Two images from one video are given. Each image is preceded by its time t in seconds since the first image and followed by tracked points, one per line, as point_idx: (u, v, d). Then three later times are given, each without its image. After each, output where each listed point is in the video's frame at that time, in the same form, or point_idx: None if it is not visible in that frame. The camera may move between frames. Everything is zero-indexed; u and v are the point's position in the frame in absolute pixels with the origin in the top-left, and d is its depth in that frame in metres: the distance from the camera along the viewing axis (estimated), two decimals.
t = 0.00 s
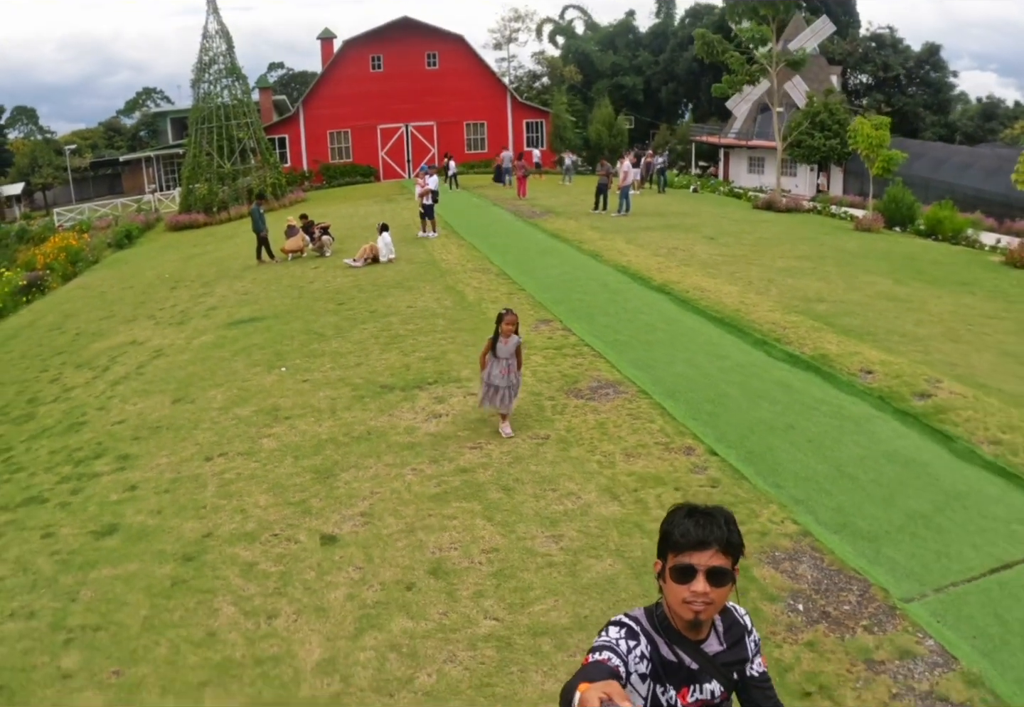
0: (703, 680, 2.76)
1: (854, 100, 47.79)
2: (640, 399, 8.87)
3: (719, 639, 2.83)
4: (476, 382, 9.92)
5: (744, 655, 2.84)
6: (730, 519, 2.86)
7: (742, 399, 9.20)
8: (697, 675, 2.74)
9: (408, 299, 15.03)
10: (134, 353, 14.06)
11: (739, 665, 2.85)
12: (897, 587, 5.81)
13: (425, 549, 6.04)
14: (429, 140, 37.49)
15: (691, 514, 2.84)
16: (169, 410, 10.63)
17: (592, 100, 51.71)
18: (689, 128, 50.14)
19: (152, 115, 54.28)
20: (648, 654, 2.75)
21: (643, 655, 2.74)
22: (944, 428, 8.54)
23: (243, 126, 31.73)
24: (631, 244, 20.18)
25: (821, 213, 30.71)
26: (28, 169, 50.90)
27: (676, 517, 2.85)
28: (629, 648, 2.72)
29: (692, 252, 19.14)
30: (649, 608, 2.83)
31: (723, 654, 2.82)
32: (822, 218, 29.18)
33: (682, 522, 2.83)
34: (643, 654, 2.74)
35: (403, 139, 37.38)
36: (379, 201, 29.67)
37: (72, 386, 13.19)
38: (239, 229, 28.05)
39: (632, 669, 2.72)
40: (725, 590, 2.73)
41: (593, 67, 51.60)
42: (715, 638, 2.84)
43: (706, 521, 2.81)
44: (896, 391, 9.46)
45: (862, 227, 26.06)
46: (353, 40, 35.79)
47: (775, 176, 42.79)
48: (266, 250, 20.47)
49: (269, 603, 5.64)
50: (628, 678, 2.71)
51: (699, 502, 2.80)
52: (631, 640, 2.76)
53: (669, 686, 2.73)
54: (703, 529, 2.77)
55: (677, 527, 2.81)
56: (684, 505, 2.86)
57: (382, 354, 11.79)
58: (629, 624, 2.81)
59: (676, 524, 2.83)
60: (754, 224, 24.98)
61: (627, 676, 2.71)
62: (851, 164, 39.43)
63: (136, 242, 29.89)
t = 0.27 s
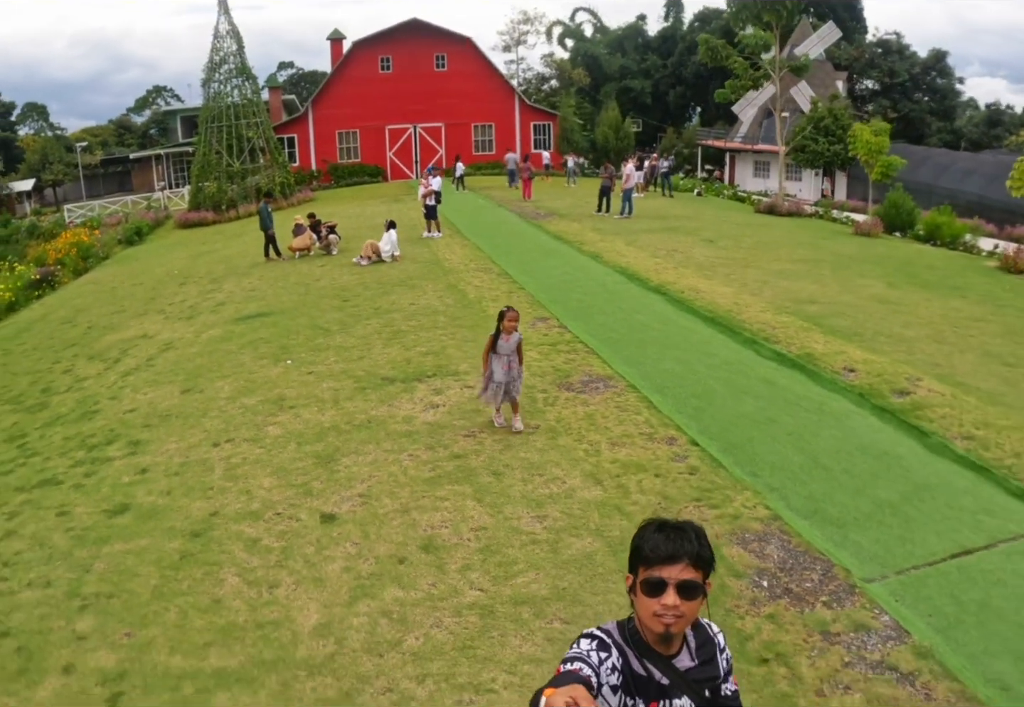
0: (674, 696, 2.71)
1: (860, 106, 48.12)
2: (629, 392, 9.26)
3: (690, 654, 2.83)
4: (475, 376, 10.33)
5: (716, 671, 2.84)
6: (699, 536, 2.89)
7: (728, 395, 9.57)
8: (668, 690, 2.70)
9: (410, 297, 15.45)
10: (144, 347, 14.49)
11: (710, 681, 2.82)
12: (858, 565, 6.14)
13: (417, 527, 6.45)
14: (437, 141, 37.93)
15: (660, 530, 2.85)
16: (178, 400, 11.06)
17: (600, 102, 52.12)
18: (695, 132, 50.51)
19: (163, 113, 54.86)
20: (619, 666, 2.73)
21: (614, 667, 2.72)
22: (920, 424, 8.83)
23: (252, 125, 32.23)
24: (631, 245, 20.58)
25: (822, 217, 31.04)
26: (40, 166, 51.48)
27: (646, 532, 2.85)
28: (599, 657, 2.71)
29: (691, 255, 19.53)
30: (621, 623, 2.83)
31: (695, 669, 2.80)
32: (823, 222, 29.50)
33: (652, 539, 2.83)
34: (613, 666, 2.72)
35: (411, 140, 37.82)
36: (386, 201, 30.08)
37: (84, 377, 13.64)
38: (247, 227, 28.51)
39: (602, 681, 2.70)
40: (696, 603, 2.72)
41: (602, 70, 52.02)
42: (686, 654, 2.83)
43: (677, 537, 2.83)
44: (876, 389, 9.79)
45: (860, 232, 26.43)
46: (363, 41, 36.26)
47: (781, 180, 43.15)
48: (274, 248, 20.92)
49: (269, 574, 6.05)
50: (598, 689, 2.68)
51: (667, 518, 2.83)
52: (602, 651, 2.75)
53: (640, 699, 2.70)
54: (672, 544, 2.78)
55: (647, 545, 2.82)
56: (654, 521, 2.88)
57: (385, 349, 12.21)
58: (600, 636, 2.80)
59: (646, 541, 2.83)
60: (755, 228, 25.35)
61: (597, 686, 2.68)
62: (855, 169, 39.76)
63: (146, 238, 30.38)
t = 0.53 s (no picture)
0: None
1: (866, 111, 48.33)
2: (615, 388, 9.63)
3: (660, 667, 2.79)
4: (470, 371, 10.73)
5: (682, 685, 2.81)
6: (673, 552, 2.83)
7: (711, 392, 9.90)
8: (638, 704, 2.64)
9: (412, 294, 15.86)
10: (152, 340, 14.89)
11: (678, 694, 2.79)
12: (821, 550, 6.42)
13: (405, 509, 6.85)
14: (445, 142, 38.34)
15: (635, 545, 2.77)
16: (183, 390, 11.47)
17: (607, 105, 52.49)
18: (702, 135, 50.84)
19: (174, 111, 55.43)
20: (590, 679, 2.68)
21: (586, 679, 2.68)
22: (896, 421, 9.09)
23: (261, 125, 32.75)
24: (631, 247, 20.95)
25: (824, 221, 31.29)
26: (51, 162, 52.03)
27: (620, 546, 2.77)
28: (571, 670, 2.67)
29: (689, 256, 19.88)
30: (594, 636, 2.77)
31: (664, 682, 2.77)
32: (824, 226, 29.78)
33: (626, 554, 2.75)
34: (585, 678, 2.67)
35: (419, 141, 38.24)
36: (391, 201, 30.48)
37: (94, 369, 14.07)
38: (255, 226, 28.97)
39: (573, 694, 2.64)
40: (669, 620, 2.67)
41: (611, 72, 52.27)
42: (656, 667, 2.78)
43: (652, 552, 2.76)
44: (855, 386, 10.08)
45: (860, 236, 26.68)
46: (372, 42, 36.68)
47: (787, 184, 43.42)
48: (281, 246, 21.36)
49: (264, 551, 6.43)
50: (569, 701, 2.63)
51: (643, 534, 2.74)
52: (574, 664, 2.70)
53: None
54: (647, 560, 2.71)
55: (620, 558, 2.74)
56: (629, 535, 2.79)
57: (384, 345, 12.61)
58: (573, 649, 2.74)
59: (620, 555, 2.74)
60: (755, 231, 25.66)
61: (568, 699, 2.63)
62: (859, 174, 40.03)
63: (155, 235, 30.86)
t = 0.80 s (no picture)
0: None
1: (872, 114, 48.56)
2: (602, 381, 10.00)
3: (645, 672, 2.81)
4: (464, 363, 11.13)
5: (669, 687, 2.84)
6: (658, 556, 2.84)
7: (695, 384, 10.21)
8: None
9: (412, 290, 16.28)
10: (158, 334, 15.31)
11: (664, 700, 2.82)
12: (786, 532, 6.75)
13: (393, 488, 7.24)
14: (452, 142, 38.75)
15: (620, 551, 2.79)
16: (189, 380, 11.90)
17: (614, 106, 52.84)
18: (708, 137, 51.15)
19: (183, 110, 55.93)
20: (576, 682, 2.74)
21: (572, 682, 2.73)
22: (872, 413, 9.36)
23: (269, 124, 33.17)
24: (631, 246, 21.35)
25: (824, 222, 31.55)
26: (61, 159, 52.54)
27: (605, 552, 2.79)
28: (556, 674, 2.72)
29: (686, 256, 20.24)
30: (578, 643, 2.83)
31: (649, 686, 2.79)
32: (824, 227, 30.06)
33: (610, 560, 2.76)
34: (571, 681, 2.73)
35: (427, 141, 38.66)
36: (397, 200, 30.88)
37: (102, 360, 14.48)
38: (261, 223, 29.39)
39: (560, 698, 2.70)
40: (653, 625, 2.70)
41: (618, 74, 52.59)
42: (642, 669, 2.82)
43: (637, 557, 2.79)
44: (835, 380, 10.38)
45: (859, 237, 26.89)
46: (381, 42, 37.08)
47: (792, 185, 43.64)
48: (286, 243, 21.79)
49: (258, 525, 6.84)
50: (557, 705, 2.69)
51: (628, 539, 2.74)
52: (559, 667, 2.77)
53: None
54: (631, 565, 2.73)
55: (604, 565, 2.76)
56: (614, 541, 2.81)
57: (382, 338, 13.01)
58: (558, 653, 2.82)
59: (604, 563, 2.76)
60: (754, 232, 25.98)
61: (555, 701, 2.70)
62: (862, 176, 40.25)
63: (163, 231, 31.33)
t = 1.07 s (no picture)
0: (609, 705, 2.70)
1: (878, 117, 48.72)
2: (593, 375, 10.35)
3: (623, 663, 2.80)
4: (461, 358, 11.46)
5: (649, 681, 2.82)
6: (631, 548, 2.85)
7: (685, 379, 10.53)
8: (601, 700, 2.71)
9: (414, 287, 16.64)
10: (166, 328, 15.71)
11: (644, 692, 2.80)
12: (757, 517, 6.91)
13: (387, 473, 7.62)
14: (460, 142, 39.10)
15: (592, 542, 2.77)
16: (195, 371, 12.29)
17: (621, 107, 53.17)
18: (715, 139, 51.38)
19: (194, 109, 56.45)
20: (554, 675, 2.72)
21: (549, 675, 2.72)
22: (853, 408, 9.61)
23: (279, 122, 33.60)
24: (632, 246, 21.69)
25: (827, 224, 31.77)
26: (72, 156, 53.09)
27: (576, 544, 2.80)
28: (532, 665, 2.73)
29: (686, 256, 20.56)
30: (555, 636, 2.84)
31: (627, 678, 2.78)
32: (826, 229, 30.30)
33: (582, 551, 2.76)
34: (548, 673, 2.72)
35: (435, 141, 39.03)
36: (403, 200, 31.26)
37: (111, 352, 14.90)
38: (269, 221, 29.81)
39: (537, 691, 2.69)
40: (626, 617, 2.73)
41: (627, 75, 52.91)
42: (619, 663, 2.82)
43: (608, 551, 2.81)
44: (820, 377, 10.65)
45: (859, 240, 27.12)
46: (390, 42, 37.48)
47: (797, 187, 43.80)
48: (293, 241, 22.19)
49: (257, 506, 7.21)
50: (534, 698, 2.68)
51: (599, 532, 2.73)
52: (537, 659, 2.78)
53: None
54: (602, 558, 2.73)
55: (577, 555, 2.76)
56: (585, 533, 2.79)
57: (384, 332, 13.36)
58: (536, 646, 2.83)
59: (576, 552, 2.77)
60: (756, 233, 26.25)
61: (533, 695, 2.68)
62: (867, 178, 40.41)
63: (173, 228, 31.78)
